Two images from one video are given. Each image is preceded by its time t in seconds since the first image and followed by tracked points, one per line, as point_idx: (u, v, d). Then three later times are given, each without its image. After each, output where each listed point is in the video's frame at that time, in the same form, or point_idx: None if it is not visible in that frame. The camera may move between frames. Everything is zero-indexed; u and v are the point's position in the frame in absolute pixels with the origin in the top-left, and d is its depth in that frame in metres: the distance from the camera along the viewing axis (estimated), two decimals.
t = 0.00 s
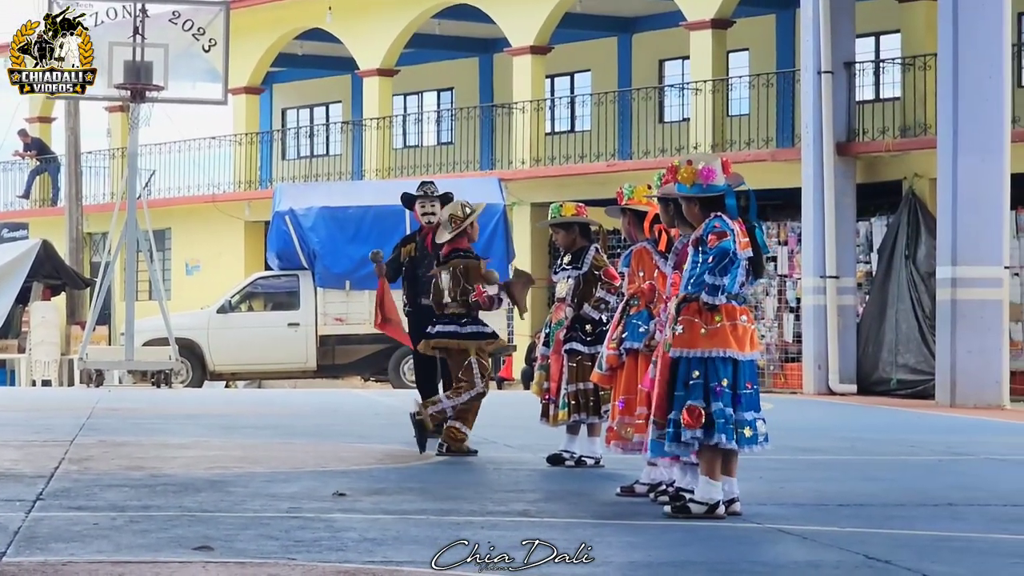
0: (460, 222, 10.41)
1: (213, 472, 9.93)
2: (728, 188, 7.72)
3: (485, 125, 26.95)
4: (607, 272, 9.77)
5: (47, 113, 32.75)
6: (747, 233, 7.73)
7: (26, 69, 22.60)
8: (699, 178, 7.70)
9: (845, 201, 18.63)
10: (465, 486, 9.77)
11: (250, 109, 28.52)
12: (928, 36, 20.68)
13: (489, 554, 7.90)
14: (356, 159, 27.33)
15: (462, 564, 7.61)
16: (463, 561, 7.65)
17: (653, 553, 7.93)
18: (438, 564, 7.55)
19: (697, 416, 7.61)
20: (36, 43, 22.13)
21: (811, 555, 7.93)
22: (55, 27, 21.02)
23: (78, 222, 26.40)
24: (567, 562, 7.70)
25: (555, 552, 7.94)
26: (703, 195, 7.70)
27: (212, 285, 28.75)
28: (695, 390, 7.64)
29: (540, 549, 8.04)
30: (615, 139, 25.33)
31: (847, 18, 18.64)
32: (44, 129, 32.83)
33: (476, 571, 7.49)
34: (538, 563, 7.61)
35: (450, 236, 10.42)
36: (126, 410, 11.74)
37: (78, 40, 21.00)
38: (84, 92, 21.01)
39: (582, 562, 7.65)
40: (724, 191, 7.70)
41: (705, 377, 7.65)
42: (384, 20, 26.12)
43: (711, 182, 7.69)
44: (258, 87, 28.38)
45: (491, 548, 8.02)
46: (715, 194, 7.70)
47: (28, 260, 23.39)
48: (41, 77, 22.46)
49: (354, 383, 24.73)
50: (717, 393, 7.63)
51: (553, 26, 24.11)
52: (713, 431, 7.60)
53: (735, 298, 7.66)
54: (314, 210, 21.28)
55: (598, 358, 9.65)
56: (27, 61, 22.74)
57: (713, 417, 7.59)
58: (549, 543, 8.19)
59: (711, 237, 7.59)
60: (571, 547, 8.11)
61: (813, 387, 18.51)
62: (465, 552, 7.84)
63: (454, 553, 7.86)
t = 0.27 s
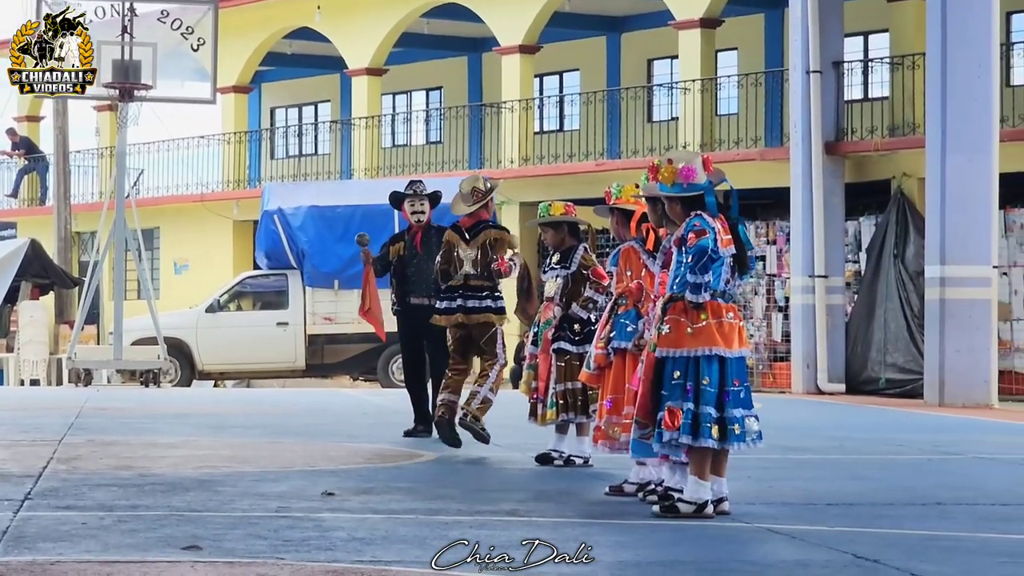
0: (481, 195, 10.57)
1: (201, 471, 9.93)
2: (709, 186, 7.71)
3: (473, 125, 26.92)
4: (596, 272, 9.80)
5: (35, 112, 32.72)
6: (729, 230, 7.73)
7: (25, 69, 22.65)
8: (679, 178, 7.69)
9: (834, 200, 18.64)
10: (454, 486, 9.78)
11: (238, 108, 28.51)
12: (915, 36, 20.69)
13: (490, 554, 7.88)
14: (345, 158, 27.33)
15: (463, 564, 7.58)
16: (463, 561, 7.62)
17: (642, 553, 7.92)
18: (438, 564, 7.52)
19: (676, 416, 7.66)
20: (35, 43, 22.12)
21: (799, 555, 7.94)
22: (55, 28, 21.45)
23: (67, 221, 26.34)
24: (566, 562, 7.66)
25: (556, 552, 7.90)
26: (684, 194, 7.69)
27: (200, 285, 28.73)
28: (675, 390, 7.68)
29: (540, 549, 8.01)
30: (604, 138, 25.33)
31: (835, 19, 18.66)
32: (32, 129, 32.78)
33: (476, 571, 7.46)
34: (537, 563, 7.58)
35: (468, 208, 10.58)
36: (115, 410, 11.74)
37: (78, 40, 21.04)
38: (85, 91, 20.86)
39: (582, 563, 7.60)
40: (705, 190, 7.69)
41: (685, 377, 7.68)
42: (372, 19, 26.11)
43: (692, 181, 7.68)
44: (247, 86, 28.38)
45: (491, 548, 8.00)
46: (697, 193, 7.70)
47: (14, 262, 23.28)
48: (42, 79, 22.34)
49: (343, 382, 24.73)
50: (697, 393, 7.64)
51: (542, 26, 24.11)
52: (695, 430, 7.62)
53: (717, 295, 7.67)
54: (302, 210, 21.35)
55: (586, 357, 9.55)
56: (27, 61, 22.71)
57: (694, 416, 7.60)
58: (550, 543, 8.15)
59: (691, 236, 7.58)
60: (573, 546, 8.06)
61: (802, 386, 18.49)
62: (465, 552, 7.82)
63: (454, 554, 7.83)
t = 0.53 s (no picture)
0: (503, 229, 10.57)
1: (192, 471, 9.93)
2: (686, 186, 7.74)
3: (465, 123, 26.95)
4: (587, 270, 9.79)
5: (26, 111, 32.68)
6: (709, 227, 7.72)
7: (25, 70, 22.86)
8: (655, 181, 7.73)
9: (825, 199, 18.67)
10: (445, 485, 9.77)
11: (228, 108, 28.50)
12: (905, 35, 20.71)
13: (490, 554, 7.83)
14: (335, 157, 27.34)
15: (463, 564, 7.55)
16: (463, 561, 7.58)
17: (633, 552, 7.90)
18: (438, 564, 7.48)
19: (672, 417, 7.65)
20: (35, 44, 22.40)
21: (791, 553, 7.93)
22: (54, 28, 21.57)
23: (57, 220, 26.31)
24: (566, 562, 7.61)
25: (556, 552, 7.86)
26: (660, 196, 7.73)
27: (190, 284, 28.70)
28: (669, 391, 7.68)
29: (540, 549, 7.97)
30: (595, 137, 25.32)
31: (827, 16, 18.68)
32: (23, 128, 32.74)
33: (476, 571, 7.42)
34: (536, 563, 7.55)
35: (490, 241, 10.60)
36: (105, 409, 11.74)
37: (78, 40, 20.67)
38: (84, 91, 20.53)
39: (582, 562, 7.56)
40: (681, 191, 7.72)
41: (679, 377, 7.68)
42: (362, 17, 26.13)
43: (668, 182, 7.71)
44: (237, 85, 28.39)
45: (490, 548, 7.96)
46: (673, 194, 7.72)
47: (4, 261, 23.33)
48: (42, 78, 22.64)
49: (334, 381, 24.70)
50: (690, 392, 7.65)
51: (532, 25, 24.13)
52: (691, 430, 7.62)
53: (707, 293, 7.67)
54: (293, 209, 21.23)
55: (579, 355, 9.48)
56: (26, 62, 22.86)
57: (689, 416, 7.61)
58: (550, 543, 8.11)
59: (670, 236, 7.58)
60: (572, 546, 8.03)
61: (792, 385, 18.50)
62: (465, 553, 7.78)
63: (454, 553, 7.78)
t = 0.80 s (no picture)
0: (510, 206, 10.60)
1: (184, 470, 9.93)
2: (667, 188, 7.75)
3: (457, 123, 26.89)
4: (579, 269, 9.81)
5: (18, 110, 32.62)
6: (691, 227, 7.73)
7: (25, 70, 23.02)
8: (636, 182, 7.74)
9: (817, 198, 18.69)
10: (437, 484, 9.77)
11: (220, 107, 28.53)
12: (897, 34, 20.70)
13: (490, 553, 7.79)
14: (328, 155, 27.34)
15: (462, 564, 7.51)
16: (463, 561, 7.55)
17: (626, 551, 7.89)
18: (438, 564, 7.45)
19: (665, 417, 7.66)
20: (36, 43, 22.44)
21: (783, 553, 7.93)
22: (55, 28, 21.65)
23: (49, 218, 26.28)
24: (566, 562, 7.58)
25: (555, 552, 7.82)
26: (642, 198, 7.74)
27: (183, 283, 28.67)
28: (661, 391, 7.68)
29: (540, 549, 7.93)
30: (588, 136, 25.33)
31: (819, 16, 18.73)
32: (15, 127, 32.71)
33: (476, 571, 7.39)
34: (536, 563, 7.51)
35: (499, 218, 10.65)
36: (98, 408, 11.74)
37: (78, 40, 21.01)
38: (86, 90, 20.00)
39: (582, 562, 7.52)
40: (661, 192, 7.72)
41: (670, 377, 7.69)
42: (354, 16, 26.14)
43: (649, 184, 7.72)
44: (230, 83, 28.39)
45: (490, 547, 7.93)
46: (653, 196, 7.73)
47: None
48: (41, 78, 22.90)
49: (327, 380, 24.69)
50: (682, 392, 7.65)
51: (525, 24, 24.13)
52: (682, 430, 7.63)
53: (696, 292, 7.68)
54: (285, 207, 21.28)
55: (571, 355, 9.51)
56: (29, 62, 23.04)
57: (681, 416, 7.61)
58: (549, 542, 8.07)
59: (653, 238, 7.59)
60: (572, 546, 7.99)
61: (785, 383, 18.51)
62: (465, 553, 7.74)
63: (454, 553, 7.74)
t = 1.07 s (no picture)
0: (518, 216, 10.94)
1: (178, 468, 9.93)
2: (649, 191, 7.73)
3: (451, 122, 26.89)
4: (573, 268, 9.80)
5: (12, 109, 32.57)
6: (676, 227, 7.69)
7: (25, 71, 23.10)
8: (618, 188, 7.72)
9: (810, 198, 18.67)
10: (430, 483, 9.77)
11: (214, 105, 28.53)
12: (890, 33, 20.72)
13: (490, 553, 7.76)
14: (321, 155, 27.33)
15: (462, 564, 7.48)
16: (462, 561, 7.52)
17: (620, 549, 7.89)
18: (438, 564, 7.42)
19: (653, 418, 7.68)
20: (35, 44, 22.27)
21: (777, 552, 7.92)
22: (55, 28, 21.60)
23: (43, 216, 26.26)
24: (566, 562, 7.55)
25: (555, 552, 7.79)
26: (624, 203, 7.72)
27: (176, 282, 28.65)
28: (651, 391, 7.69)
29: (539, 549, 7.89)
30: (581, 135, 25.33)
31: (813, 16, 18.73)
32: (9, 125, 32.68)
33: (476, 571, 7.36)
34: (536, 563, 7.48)
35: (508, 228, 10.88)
36: (92, 407, 11.74)
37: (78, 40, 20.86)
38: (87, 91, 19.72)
39: (581, 563, 7.50)
40: (642, 196, 7.70)
41: (661, 377, 7.70)
42: (347, 16, 26.13)
43: (630, 189, 7.71)
44: (224, 82, 28.37)
45: (490, 547, 7.90)
46: (635, 201, 7.71)
47: None
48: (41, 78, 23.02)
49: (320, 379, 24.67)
50: (672, 392, 7.66)
51: (519, 23, 24.12)
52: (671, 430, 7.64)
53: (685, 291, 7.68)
54: (279, 206, 21.32)
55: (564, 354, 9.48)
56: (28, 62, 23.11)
57: (670, 416, 7.61)
58: (550, 542, 8.04)
59: (638, 243, 7.62)
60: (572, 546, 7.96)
61: (778, 382, 18.52)
62: (465, 553, 7.71)
63: (454, 553, 7.71)
